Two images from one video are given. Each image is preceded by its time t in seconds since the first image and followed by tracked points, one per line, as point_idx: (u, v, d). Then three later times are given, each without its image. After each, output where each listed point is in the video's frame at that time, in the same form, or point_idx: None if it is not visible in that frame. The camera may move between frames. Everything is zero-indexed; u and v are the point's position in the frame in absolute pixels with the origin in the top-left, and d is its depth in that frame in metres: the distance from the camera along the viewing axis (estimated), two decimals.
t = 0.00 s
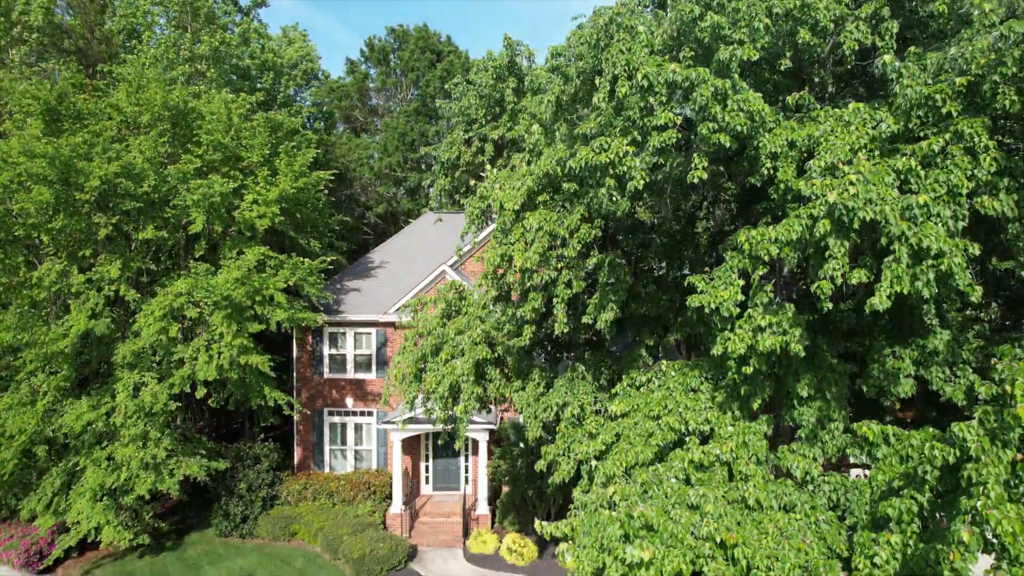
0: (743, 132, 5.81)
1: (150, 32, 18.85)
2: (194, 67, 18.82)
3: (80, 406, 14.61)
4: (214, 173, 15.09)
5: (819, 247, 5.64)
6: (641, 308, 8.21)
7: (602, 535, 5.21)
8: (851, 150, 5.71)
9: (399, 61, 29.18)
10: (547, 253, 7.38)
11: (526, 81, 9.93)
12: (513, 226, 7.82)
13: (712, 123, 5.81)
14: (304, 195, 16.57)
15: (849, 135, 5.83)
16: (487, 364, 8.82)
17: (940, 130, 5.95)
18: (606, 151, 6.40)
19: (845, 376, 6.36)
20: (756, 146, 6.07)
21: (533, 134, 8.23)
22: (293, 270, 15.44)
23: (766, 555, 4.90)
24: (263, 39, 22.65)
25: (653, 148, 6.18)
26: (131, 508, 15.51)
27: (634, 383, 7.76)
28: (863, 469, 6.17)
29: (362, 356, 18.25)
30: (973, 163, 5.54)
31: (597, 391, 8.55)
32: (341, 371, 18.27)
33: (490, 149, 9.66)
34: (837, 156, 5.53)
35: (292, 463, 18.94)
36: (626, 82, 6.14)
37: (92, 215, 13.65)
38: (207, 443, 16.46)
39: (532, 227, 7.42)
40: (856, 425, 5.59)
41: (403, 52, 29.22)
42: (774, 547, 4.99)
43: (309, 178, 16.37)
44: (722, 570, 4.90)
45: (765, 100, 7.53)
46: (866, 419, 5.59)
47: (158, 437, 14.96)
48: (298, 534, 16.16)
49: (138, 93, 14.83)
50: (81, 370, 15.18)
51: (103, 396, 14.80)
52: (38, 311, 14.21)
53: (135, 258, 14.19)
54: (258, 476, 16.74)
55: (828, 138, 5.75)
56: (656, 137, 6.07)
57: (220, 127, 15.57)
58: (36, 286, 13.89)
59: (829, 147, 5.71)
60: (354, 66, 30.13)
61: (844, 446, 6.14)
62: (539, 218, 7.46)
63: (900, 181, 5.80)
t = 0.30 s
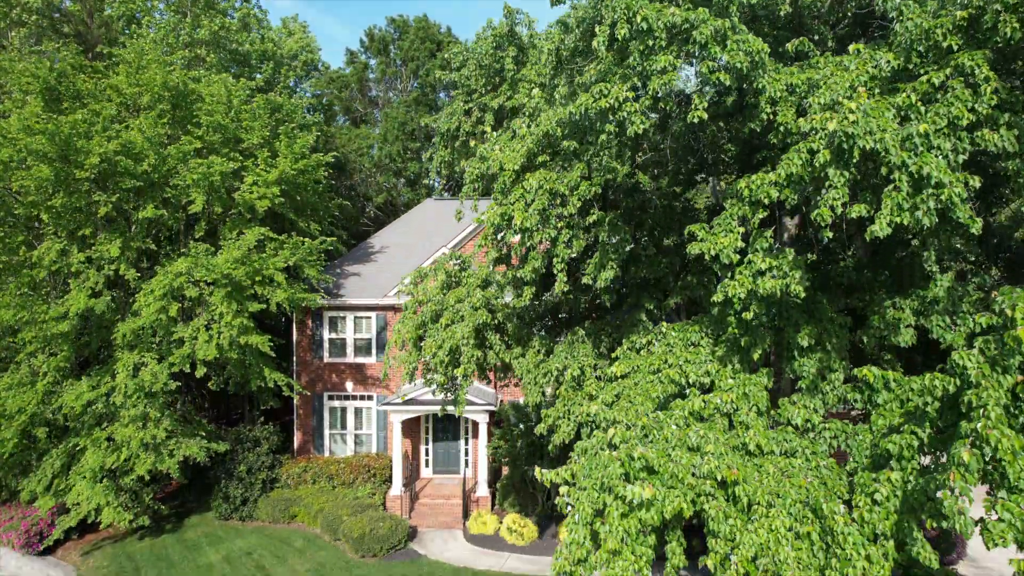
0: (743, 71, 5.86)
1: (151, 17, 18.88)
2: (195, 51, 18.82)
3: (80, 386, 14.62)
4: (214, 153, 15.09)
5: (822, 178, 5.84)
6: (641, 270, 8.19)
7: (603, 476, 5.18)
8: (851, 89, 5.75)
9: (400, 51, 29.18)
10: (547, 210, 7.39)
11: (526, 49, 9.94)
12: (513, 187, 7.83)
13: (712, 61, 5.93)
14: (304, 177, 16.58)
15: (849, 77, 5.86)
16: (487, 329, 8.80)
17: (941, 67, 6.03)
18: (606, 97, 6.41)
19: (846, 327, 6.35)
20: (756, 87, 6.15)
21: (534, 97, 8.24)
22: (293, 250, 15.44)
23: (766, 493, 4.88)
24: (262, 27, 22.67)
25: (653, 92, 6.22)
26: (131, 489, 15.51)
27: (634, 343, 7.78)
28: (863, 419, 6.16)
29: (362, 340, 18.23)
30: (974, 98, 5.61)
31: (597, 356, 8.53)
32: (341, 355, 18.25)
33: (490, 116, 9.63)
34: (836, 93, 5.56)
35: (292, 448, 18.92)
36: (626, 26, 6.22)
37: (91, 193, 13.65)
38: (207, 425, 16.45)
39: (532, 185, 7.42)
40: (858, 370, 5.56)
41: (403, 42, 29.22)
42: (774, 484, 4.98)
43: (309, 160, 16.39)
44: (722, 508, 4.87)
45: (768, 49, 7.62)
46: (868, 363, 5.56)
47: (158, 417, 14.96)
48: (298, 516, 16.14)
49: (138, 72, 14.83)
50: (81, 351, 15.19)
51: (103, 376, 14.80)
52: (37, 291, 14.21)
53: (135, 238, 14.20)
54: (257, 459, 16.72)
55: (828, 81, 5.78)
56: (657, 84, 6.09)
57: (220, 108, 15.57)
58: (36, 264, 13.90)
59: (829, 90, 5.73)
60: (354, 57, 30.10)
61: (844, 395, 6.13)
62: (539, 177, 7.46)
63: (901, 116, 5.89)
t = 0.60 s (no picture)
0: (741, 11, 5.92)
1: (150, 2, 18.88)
2: (194, 37, 18.84)
3: (79, 367, 14.61)
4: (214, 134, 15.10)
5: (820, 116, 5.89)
6: (641, 234, 8.18)
7: (603, 419, 5.16)
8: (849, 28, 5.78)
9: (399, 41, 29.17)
10: (547, 170, 7.39)
11: (526, 20, 9.94)
12: (513, 149, 7.84)
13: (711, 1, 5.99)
14: (303, 160, 16.60)
15: (848, 17, 5.89)
16: (486, 296, 8.79)
17: (940, 3, 6.07)
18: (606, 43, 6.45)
19: (846, 280, 6.33)
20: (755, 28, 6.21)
21: (533, 60, 8.25)
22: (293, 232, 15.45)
23: (767, 433, 4.84)
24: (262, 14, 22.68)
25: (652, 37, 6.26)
26: (130, 472, 15.50)
27: (634, 305, 7.78)
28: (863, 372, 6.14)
29: (361, 325, 18.19)
30: (972, 43, 5.64)
31: (597, 322, 8.53)
32: (341, 340, 18.22)
33: (490, 85, 9.64)
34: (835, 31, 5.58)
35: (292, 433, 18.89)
36: None
37: (91, 172, 13.65)
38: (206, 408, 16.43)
39: (532, 145, 7.43)
40: (858, 316, 5.53)
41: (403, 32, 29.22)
42: (775, 424, 4.94)
43: (309, 142, 16.41)
44: (723, 448, 4.83)
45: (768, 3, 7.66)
46: (869, 308, 5.52)
47: (157, 399, 14.95)
48: (297, 500, 16.10)
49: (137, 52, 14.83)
50: (81, 333, 15.18)
51: (103, 357, 14.79)
52: (37, 271, 14.22)
53: (135, 218, 14.19)
54: (257, 442, 16.69)
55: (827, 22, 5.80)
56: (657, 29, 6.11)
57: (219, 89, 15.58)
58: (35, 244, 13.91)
59: (829, 32, 5.75)
60: (354, 47, 30.12)
61: (845, 347, 6.11)
62: (539, 138, 7.47)
63: (900, 51, 5.93)
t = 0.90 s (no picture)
0: None
1: None
2: (194, 22, 18.85)
3: (80, 348, 14.62)
4: (214, 115, 15.09)
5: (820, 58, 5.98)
6: (641, 200, 8.17)
7: (603, 363, 5.16)
8: None
9: (399, 32, 29.20)
10: (547, 131, 7.39)
11: None
12: (512, 111, 7.84)
13: None
14: (303, 143, 16.61)
15: None
16: (487, 265, 8.79)
17: None
18: None
19: (846, 234, 6.33)
20: None
21: (534, 26, 8.27)
22: (293, 214, 15.47)
23: (767, 373, 4.84)
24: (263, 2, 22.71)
25: None
26: (130, 454, 15.50)
27: (634, 269, 7.77)
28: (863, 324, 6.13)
29: (362, 310, 18.17)
30: None
31: (596, 289, 8.52)
32: (340, 325, 18.20)
33: (490, 55, 9.65)
34: None
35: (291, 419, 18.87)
36: None
37: (91, 152, 13.65)
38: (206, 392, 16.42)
39: (532, 107, 7.45)
40: (859, 264, 5.52)
41: (403, 23, 29.26)
42: (776, 366, 4.94)
43: (309, 125, 16.41)
44: (724, 388, 4.83)
45: None
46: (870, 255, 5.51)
47: (157, 380, 14.95)
48: (297, 483, 16.09)
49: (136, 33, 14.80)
50: (81, 315, 15.18)
51: (102, 339, 14.79)
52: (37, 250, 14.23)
53: (134, 198, 14.18)
54: (256, 426, 16.66)
55: None
56: None
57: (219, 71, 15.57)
58: (35, 224, 13.91)
59: None
60: (353, 39, 30.12)
61: (846, 300, 6.10)
62: (540, 99, 7.47)
63: None
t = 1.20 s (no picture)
0: None
1: None
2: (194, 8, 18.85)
3: (80, 330, 14.63)
4: (214, 98, 15.08)
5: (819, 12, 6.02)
6: (641, 167, 8.18)
7: (604, 310, 5.16)
8: None
9: (399, 23, 29.23)
10: (547, 94, 7.41)
11: None
12: (512, 77, 7.85)
13: None
14: (303, 127, 16.61)
15: None
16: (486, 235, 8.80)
17: None
18: None
19: (846, 192, 6.34)
20: None
21: None
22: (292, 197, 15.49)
23: (767, 316, 4.85)
24: None
25: None
26: (130, 437, 15.51)
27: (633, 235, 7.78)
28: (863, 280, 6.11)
29: (362, 296, 18.17)
30: None
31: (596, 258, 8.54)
32: (340, 311, 18.19)
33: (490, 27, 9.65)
34: None
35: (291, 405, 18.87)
36: None
37: (91, 132, 13.65)
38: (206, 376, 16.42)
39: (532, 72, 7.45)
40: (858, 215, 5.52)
41: (403, 14, 29.29)
42: (777, 310, 4.94)
43: (309, 109, 16.41)
44: (724, 331, 4.84)
45: None
46: (870, 206, 5.51)
47: (157, 362, 14.95)
48: (297, 467, 16.08)
49: (136, 14, 14.79)
50: (81, 297, 15.18)
51: (102, 321, 14.79)
52: (38, 232, 14.24)
53: (134, 180, 14.18)
54: (256, 411, 16.64)
55: None
56: None
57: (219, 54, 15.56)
58: (35, 205, 13.92)
59: None
60: (353, 30, 30.15)
61: (846, 256, 6.03)
62: (541, 64, 7.48)
63: None
